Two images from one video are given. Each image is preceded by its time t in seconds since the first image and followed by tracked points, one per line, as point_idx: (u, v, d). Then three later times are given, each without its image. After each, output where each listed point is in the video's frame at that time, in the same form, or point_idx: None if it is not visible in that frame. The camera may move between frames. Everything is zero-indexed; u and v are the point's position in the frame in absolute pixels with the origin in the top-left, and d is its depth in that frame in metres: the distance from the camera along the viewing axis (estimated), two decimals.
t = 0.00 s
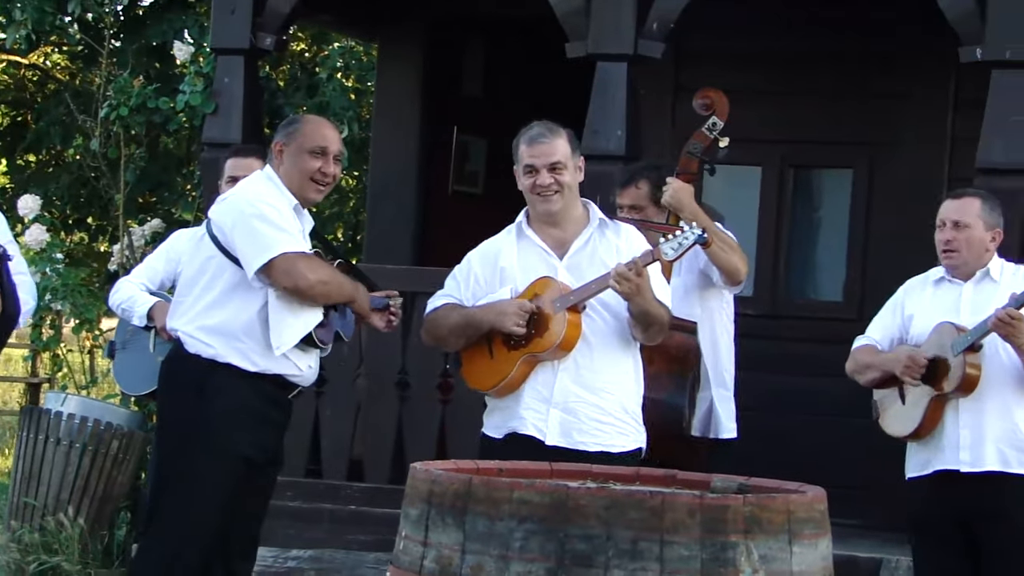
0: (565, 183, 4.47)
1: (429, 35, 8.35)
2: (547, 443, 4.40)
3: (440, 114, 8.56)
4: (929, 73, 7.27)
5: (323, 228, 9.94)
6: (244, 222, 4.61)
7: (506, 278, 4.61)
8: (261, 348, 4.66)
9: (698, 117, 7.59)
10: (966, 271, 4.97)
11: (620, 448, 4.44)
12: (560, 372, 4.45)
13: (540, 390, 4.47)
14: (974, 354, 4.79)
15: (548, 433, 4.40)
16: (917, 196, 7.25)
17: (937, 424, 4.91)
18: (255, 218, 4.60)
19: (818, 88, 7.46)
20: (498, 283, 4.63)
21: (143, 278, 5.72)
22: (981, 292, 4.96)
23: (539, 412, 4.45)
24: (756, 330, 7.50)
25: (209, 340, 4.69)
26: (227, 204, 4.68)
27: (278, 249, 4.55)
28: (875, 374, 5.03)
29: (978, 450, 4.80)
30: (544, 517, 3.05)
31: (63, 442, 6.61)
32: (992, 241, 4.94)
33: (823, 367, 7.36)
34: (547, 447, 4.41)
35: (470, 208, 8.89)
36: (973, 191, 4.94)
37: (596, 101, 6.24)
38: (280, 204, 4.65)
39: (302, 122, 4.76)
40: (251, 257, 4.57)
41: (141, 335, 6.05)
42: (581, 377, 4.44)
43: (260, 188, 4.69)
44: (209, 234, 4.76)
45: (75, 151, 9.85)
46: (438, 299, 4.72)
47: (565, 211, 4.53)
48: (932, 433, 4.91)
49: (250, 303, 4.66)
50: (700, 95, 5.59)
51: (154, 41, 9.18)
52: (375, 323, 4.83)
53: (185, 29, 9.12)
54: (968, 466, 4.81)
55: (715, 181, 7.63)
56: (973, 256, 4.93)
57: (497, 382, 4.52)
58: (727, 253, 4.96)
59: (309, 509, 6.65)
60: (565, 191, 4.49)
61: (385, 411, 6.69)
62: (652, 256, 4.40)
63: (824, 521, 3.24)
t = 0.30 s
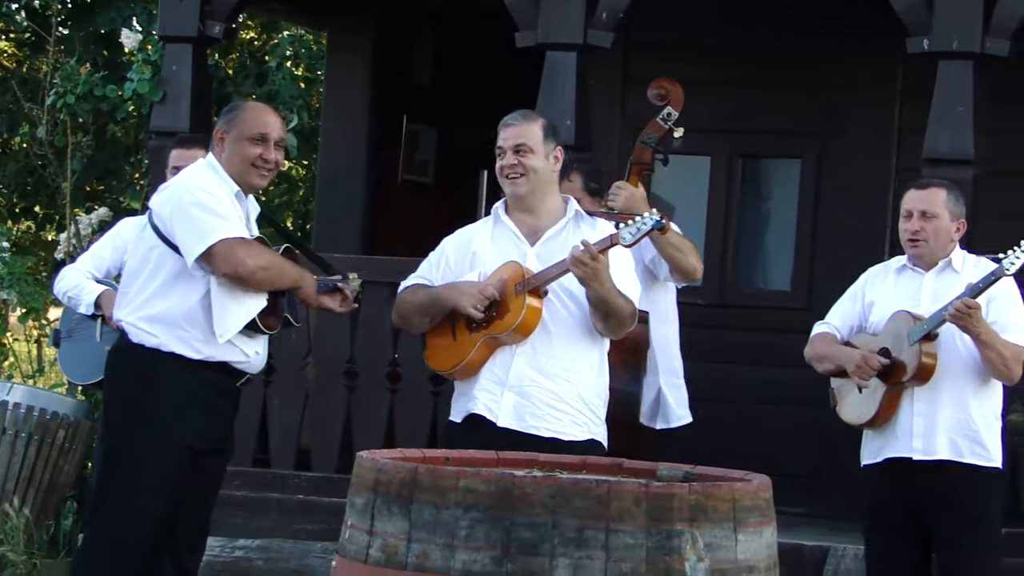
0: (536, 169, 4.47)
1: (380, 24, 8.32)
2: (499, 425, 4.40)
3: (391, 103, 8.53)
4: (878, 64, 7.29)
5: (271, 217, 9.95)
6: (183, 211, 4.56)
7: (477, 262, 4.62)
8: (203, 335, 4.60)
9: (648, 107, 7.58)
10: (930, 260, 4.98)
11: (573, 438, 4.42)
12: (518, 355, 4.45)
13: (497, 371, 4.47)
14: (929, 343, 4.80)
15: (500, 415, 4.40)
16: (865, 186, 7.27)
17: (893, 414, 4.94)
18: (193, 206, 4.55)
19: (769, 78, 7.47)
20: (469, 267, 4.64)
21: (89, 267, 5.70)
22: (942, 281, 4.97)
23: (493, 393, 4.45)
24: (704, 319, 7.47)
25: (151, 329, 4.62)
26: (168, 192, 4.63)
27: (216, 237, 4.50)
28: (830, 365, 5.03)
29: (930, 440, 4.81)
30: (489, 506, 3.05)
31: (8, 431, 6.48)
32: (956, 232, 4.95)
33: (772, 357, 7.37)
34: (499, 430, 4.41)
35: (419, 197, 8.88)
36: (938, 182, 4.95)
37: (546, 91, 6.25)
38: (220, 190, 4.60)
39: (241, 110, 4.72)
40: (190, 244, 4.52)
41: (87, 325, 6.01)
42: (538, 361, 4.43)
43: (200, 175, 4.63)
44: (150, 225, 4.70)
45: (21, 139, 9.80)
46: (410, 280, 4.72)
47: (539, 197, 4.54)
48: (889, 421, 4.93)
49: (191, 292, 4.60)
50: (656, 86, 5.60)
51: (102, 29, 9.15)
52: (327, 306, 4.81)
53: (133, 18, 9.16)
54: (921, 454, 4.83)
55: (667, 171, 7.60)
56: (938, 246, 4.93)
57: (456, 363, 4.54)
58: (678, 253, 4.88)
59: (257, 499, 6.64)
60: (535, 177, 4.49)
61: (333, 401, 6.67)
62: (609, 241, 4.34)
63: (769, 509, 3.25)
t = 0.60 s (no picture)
0: (508, 156, 4.43)
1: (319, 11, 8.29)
2: (449, 413, 4.35)
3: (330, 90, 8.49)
4: (814, 51, 7.29)
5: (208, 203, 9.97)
6: (107, 198, 4.38)
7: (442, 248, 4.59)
8: (131, 323, 4.43)
9: (587, 93, 7.58)
10: (897, 249, 4.92)
11: (525, 427, 4.34)
12: (470, 343, 4.41)
13: (451, 359, 4.43)
14: (896, 331, 4.75)
15: (450, 403, 4.35)
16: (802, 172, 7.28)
17: (855, 398, 4.88)
18: (116, 193, 4.37)
19: (706, 66, 7.48)
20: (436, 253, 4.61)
21: (26, 254, 5.68)
22: (909, 269, 4.92)
23: (444, 380, 4.41)
24: (640, 306, 7.50)
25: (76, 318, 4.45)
26: (92, 179, 4.45)
27: (137, 224, 4.33)
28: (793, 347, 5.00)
29: (893, 427, 4.77)
30: (427, 493, 3.04)
31: None
32: (929, 217, 4.88)
33: (711, 343, 7.38)
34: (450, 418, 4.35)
35: (358, 183, 8.86)
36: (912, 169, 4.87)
37: (484, 77, 6.25)
38: (143, 176, 4.42)
39: (164, 93, 4.56)
40: (111, 231, 4.36)
41: (24, 313, 5.98)
42: (490, 349, 4.38)
43: (122, 162, 4.45)
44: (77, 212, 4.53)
45: None
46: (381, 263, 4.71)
47: (510, 185, 4.49)
48: (852, 406, 4.88)
49: (117, 280, 4.43)
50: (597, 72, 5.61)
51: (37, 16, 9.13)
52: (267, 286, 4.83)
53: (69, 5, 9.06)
54: (882, 441, 4.79)
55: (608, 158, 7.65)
56: (914, 234, 4.86)
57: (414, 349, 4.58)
58: (620, 247, 4.96)
59: (195, 486, 6.63)
60: (505, 165, 4.45)
61: (271, 388, 6.66)
62: (552, 235, 4.26)
63: (706, 494, 3.27)
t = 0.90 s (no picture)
0: (491, 148, 4.42)
1: None
2: (421, 403, 4.36)
3: (298, 80, 8.47)
4: (780, 41, 7.30)
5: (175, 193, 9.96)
6: (49, 187, 4.38)
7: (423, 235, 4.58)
8: (78, 312, 4.40)
9: (555, 82, 7.57)
10: (895, 240, 4.88)
11: (497, 420, 4.34)
12: (443, 334, 4.41)
13: (425, 349, 4.43)
14: (891, 323, 4.71)
15: (423, 394, 4.36)
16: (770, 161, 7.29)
17: (849, 386, 4.84)
18: (57, 182, 4.37)
19: (674, 55, 7.48)
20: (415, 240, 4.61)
21: None
22: (906, 261, 4.88)
23: (418, 370, 4.42)
24: (607, 296, 7.49)
25: (25, 308, 4.44)
26: (37, 170, 4.45)
27: (77, 213, 4.33)
28: (788, 333, 4.95)
29: (884, 419, 4.72)
30: (395, 481, 3.04)
31: None
32: (925, 212, 4.85)
33: (679, 333, 7.39)
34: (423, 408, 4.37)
35: (325, 172, 8.85)
36: (909, 160, 4.84)
37: (450, 67, 6.26)
38: (87, 163, 4.42)
39: (108, 81, 4.53)
40: (53, 221, 4.35)
41: None
42: (464, 342, 4.38)
43: (66, 150, 4.45)
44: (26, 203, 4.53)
45: None
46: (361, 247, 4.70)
47: (493, 175, 4.49)
48: (843, 397, 4.84)
49: (64, 270, 4.41)
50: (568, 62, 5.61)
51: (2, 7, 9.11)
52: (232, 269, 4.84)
53: None
54: (872, 432, 4.74)
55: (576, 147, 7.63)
56: (906, 227, 4.83)
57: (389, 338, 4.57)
58: (591, 236, 5.01)
59: (164, 476, 6.62)
60: (488, 157, 4.44)
61: (240, 377, 6.65)
62: (523, 235, 4.22)
63: (674, 484, 3.27)
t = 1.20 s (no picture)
0: (474, 137, 4.35)
1: None
2: (407, 393, 4.30)
3: (290, 71, 8.46)
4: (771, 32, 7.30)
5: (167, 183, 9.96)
6: (6, 177, 4.36)
7: (406, 224, 4.52)
8: (39, 302, 4.36)
9: (547, 72, 7.58)
10: (902, 233, 4.83)
11: (482, 409, 4.30)
12: (430, 324, 4.35)
13: (410, 340, 4.38)
14: (883, 316, 4.69)
15: (408, 383, 4.30)
16: (761, 152, 7.29)
17: (844, 377, 4.83)
18: (13, 172, 4.34)
19: (665, 45, 7.47)
20: (398, 228, 4.54)
21: None
22: (910, 254, 4.83)
23: (403, 360, 4.36)
24: (599, 286, 7.49)
25: None
26: None
27: (29, 202, 4.30)
28: (791, 323, 4.93)
29: (875, 413, 4.70)
30: (385, 472, 3.04)
31: None
32: (932, 208, 4.79)
33: (670, 323, 7.39)
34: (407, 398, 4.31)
35: (318, 162, 8.85)
36: (920, 153, 4.77)
37: (442, 57, 6.30)
38: (43, 152, 4.38)
39: (71, 71, 4.52)
40: (9, 211, 4.33)
41: None
42: (450, 332, 4.32)
43: (25, 140, 4.42)
44: None
45: None
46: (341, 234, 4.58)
47: (475, 163, 4.41)
48: (838, 387, 4.84)
49: (23, 260, 4.37)
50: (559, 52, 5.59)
51: None
52: (209, 254, 4.83)
53: None
54: (864, 425, 4.72)
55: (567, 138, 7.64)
56: (910, 219, 4.77)
57: (373, 328, 4.54)
58: (580, 224, 5.04)
59: (155, 467, 6.63)
60: (471, 145, 4.37)
61: (231, 367, 6.66)
62: (514, 226, 4.17)
63: (664, 474, 3.27)
